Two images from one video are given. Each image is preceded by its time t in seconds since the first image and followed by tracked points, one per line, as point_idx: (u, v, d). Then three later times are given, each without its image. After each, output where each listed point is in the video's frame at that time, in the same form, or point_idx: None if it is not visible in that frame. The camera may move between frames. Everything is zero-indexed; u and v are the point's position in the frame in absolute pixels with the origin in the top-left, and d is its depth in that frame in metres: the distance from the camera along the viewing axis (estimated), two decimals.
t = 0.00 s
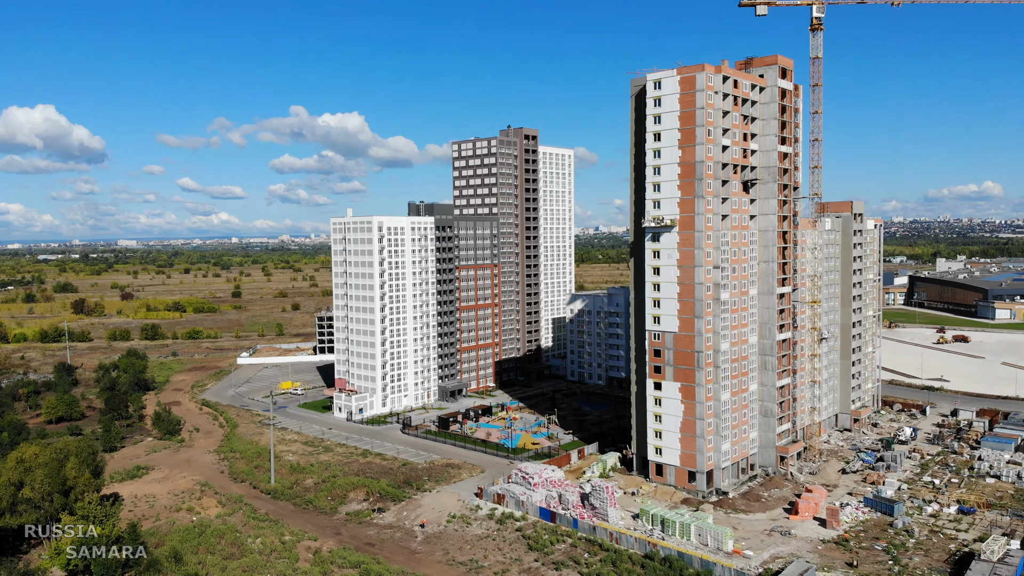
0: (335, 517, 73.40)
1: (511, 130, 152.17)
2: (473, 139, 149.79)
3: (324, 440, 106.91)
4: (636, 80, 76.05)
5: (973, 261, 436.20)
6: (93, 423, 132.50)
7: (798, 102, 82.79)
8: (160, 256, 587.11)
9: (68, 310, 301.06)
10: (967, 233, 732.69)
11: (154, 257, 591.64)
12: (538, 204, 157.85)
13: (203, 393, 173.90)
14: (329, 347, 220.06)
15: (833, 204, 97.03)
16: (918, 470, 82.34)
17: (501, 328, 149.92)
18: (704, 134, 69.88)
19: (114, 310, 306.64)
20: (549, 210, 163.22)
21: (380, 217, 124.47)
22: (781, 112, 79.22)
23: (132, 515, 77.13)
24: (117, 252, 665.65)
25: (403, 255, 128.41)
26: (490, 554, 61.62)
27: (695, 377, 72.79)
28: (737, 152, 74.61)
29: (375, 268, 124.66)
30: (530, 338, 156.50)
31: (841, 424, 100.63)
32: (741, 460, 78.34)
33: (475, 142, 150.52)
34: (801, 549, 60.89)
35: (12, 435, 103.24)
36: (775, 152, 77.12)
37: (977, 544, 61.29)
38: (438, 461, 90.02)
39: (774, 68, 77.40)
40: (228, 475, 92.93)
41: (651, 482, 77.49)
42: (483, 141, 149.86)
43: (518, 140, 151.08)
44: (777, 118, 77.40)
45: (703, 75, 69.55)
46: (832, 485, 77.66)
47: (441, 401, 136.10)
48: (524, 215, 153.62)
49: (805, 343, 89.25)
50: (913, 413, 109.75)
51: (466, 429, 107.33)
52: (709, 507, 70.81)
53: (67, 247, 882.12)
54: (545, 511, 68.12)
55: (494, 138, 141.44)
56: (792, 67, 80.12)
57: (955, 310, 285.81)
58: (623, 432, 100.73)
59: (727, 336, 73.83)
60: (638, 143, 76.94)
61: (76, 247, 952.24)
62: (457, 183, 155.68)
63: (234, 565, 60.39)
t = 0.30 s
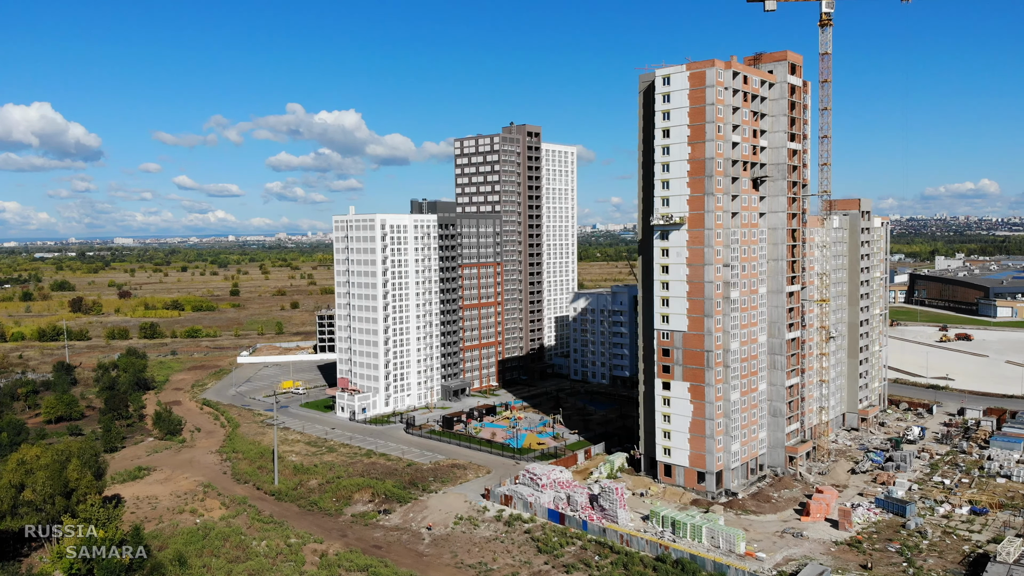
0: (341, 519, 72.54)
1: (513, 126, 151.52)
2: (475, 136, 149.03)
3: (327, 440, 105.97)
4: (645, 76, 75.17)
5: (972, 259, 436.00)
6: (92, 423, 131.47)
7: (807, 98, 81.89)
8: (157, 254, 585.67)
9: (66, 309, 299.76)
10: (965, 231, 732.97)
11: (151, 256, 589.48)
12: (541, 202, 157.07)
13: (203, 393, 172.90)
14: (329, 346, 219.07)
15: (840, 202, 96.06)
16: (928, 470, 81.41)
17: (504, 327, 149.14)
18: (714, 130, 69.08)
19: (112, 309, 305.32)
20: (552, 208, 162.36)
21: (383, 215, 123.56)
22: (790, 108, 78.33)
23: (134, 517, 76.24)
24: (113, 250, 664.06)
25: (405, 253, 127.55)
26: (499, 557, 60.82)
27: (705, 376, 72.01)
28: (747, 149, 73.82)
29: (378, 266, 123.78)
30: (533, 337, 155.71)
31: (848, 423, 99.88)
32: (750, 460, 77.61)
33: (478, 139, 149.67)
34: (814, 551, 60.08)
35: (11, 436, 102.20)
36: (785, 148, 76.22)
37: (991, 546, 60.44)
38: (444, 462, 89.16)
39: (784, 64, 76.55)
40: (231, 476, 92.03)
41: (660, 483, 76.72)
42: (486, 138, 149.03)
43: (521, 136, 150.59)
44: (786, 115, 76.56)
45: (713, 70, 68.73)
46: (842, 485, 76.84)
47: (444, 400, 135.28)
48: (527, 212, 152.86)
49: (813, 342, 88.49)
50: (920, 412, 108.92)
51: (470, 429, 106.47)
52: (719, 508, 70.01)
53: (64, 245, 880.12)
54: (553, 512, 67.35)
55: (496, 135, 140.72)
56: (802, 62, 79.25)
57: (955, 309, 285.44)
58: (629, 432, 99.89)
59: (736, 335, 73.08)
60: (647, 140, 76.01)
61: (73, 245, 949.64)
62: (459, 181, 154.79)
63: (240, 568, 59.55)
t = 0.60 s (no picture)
0: (340, 524, 71.48)
1: (511, 126, 150.67)
2: (473, 136, 148.08)
3: (325, 443, 104.83)
4: (647, 75, 74.54)
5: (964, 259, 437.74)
6: (85, 425, 129.78)
7: (810, 98, 81.32)
8: (148, 254, 582.82)
9: (56, 309, 296.96)
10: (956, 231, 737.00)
11: (142, 256, 585.17)
12: (539, 202, 156.25)
13: (198, 395, 171.29)
14: (324, 347, 217.55)
15: (841, 201, 95.64)
16: (931, 472, 80.98)
17: (502, 328, 148.25)
18: (718, 130, 68.50)
19: (102, 309, 302.52)
20: (550, 208, 161.62)
21: (381, 215, 122.48)
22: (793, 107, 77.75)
23: (130, 523, 74.95)
24: (103, 250, 658.51)
25: (403, 253, 126.47)
26: (502, 562, 59.93)
27: (709, 378, 71.37)
28: (751, 148, 73.29)
29: (375, 267, 122.67)
30: (530, 338, 154.90)
31: (849, 424, 99.47)
32: (753, 463, 77.04)
33: (475, 138, 148.80)
34: (821, 554, 59.47)
35: (3, 439, 100.65)
36: (789, 148, 75.62)
37: (999, 548, 59.90)
38: (443, 464, 88.21)
39: (788, 63, 75.97)
40: (227, 479, 90.81)
41: (663, 485, 76.00)
42: (483, 137, 148.16)
43: (519, 136, 149.74)
44: (790, 114, 76.01)
45: (717, 69, 68.15)
46: (846, 487, 76.27)
47: (441, 402, 134.30)
48: (524, 213, 152.07)
49: (815, 343, 87.96)
50: (920, 413, 108.52)
51: (469, 431, 105.52)
52: (724, 511, 69.32)
53: (54, 245, 873.60)
54: (557, 516, 66.50)
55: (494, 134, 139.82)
56: (805, 61, 78.69)
57: (949, 309, 286.05)
58: (630, 434, 99.15)
59: (740, 336, 72.49)
60: (649, 139, 75.32)
61: (63, 245, 942.13)
62: (456, 180, 153.74)
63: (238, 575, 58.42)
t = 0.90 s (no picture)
0: (336, 529, 70.25)
1: (504, 125, 149.82)
2: (466, 135, 147.06)
3: (317, 447, 103.43)
4: (646, 73, 73.78)
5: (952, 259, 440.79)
6: (73, 429, 127.63)
7: (808, 97, 80.80)
8: (134, 255, 577.27)
9: (41, 311, 292.94)
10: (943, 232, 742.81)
11: (127, 256, 579.15)
12: (532, 202, 155.42)
13: (187, 397, 169.13)
14: (315, 349, 215.67)
15: (837, 202, 95.09)
16: (929, 473, 80.71)
17: (495, 329, 147.27)
18: (718, 129, 67.85)
19: (88, 311, 298.81)
20: (543, 208, 160.85)
21: (374, 215, 121.22)
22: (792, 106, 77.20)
23: (120, 529, 73.37)
24: (89, 250, 651.48)
25: (396, 253, 125.27)
26: (502, 568, 58.97)
27: (709, 380, 70.72)
28: (750, 148, 72.71)
29: (368, 268, 121.38)
30: (523, 339, 154.03)
31: (845, 425, 99.12)
32: (752, 465, 76.47)
33: (468, 138, 147.73)
34: (824, 558, 58.93)
35: None
36: (787, 148, 75.09)
37: (1002, 550, 59.60)
38: (439, 468, 87.10)
39: (786, 62, 75.44)
40: (218, 484, 89.30)
41: (662, 488, 75.31)
42: (476, 136, 147.12)
43: (512, 136, 148.91)
44: (789, 113, 75.49)
45: (717, 68, 67.51)
46: (845, 489, 75.83)
47: (435, 404, 133.17)
48: (518, 213, 151.23)
49: (813, 343, 87.56)
50: (915, 414, 108.44)
51: (464, 434, 104.43)
52: (725, 515, 68.68)
53: (38, 245, 863.55)
54: (556, 521, 65.63)
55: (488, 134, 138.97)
56: (803, 61, 78.16)
57: (939, 308, 287.60)
58: (626, 435, 98.43)
59: (740, 338, 71.94)
60: (648, 139, 74.58)
61: (48, 245, 931.59)
62: (449, 180, 152.60)
63: None
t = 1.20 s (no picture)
0: (331, 535, 69.05)
1: (497, 125, 148.86)
2: (459, 135, 145.97)
3: (310, 450, 102.04)
4: (644, 72, 72.98)
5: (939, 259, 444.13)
6: (60, 433, 125.47)
7: (806, 97, 80.27)
8: (120, 255, 571.87)
9: (26, 312, 289.07)
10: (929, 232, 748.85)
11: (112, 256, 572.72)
12: (525, 202, 154.49)
13: (176, 400, 166.98)
14: (305, 350, 213.79)
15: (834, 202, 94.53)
16: (928, 475, 80.56)
17: (488, 330, 146.21)
18: (718, 129, 67.19)
19: (73, 312, 295.01)
20: (536, 208, 160.04)
21: (366, 215, 119.95)
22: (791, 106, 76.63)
23: (110, 536, 71.78)
24: (74, 249, 644.71)
25: (389, 254, 124.00)
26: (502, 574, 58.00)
27: (708, 382, 70.02)
28: (750, 148, 72.12)
29: (361, 269, 120.08)
30: (517, 340, 153.13)
31: (842, 426, 98.81)
32: (752, 467, 75.85)
33: (461, 137, 146.62)
34: (827, 562, 58.38)
35: None
36: (786, 148, 74.57)
37: (1004, 553, 59.41)
38: (435, 472, 86.01)
39: (785, 62, 74.78)
40: (210, 489, 87.82)
41: (661, 491, 74.61)
42: (470, 136, 146.05)
43: (505, 135, 147.97)
44: (787, 113, 74.93)
45: (717, 67, 66.85)
46: (845, 491, 75.48)
47: (428, 406, 131.95)
48: (511, 213, 150.33)
49: (810, 344, 87.11)
50: (910, 414, 108.47)
51: (459, 437, 103.30)
52: (725, 518, 68.04)
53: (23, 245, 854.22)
54: (556, 525, 64.74)
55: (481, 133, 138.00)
56: (801, 60, 77.60)
57: (928, 308, 289.45)
58: (623, 437, 97.71)
59: (739, 339, 71.29)
60: (646, 138, 73.81)
61: (32, 246, 920.65)
62: (441, 180, 151.44)
63: None
